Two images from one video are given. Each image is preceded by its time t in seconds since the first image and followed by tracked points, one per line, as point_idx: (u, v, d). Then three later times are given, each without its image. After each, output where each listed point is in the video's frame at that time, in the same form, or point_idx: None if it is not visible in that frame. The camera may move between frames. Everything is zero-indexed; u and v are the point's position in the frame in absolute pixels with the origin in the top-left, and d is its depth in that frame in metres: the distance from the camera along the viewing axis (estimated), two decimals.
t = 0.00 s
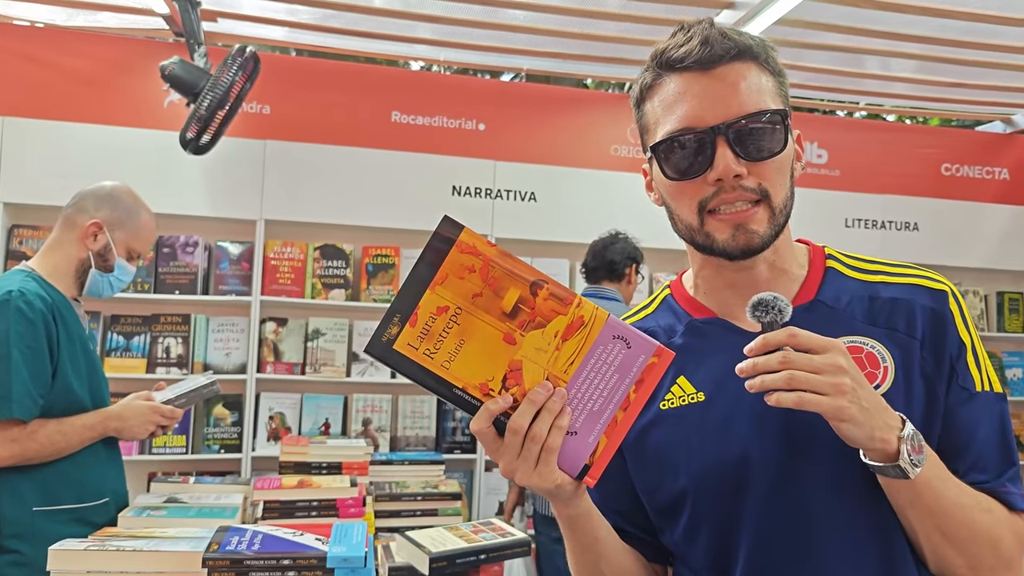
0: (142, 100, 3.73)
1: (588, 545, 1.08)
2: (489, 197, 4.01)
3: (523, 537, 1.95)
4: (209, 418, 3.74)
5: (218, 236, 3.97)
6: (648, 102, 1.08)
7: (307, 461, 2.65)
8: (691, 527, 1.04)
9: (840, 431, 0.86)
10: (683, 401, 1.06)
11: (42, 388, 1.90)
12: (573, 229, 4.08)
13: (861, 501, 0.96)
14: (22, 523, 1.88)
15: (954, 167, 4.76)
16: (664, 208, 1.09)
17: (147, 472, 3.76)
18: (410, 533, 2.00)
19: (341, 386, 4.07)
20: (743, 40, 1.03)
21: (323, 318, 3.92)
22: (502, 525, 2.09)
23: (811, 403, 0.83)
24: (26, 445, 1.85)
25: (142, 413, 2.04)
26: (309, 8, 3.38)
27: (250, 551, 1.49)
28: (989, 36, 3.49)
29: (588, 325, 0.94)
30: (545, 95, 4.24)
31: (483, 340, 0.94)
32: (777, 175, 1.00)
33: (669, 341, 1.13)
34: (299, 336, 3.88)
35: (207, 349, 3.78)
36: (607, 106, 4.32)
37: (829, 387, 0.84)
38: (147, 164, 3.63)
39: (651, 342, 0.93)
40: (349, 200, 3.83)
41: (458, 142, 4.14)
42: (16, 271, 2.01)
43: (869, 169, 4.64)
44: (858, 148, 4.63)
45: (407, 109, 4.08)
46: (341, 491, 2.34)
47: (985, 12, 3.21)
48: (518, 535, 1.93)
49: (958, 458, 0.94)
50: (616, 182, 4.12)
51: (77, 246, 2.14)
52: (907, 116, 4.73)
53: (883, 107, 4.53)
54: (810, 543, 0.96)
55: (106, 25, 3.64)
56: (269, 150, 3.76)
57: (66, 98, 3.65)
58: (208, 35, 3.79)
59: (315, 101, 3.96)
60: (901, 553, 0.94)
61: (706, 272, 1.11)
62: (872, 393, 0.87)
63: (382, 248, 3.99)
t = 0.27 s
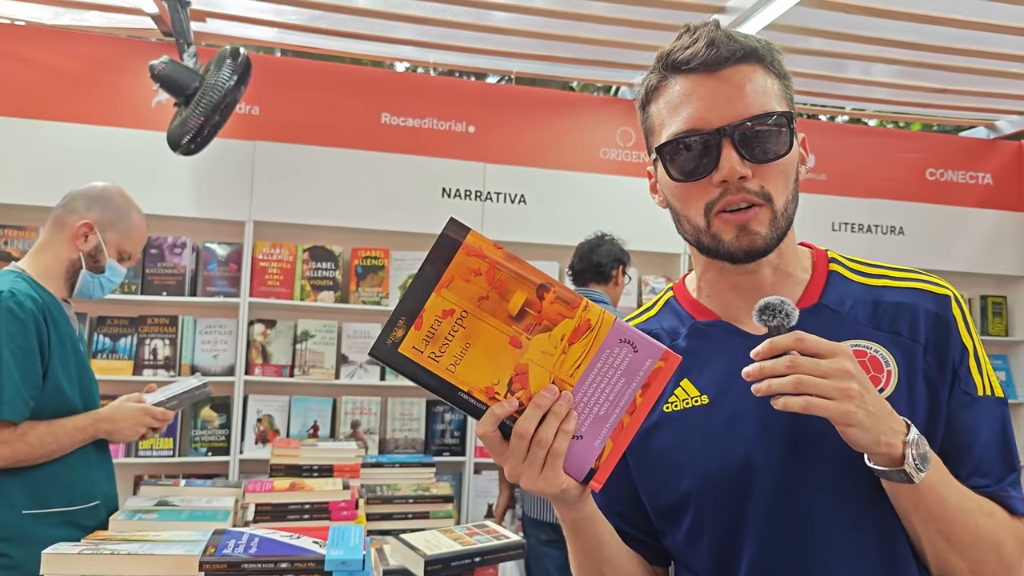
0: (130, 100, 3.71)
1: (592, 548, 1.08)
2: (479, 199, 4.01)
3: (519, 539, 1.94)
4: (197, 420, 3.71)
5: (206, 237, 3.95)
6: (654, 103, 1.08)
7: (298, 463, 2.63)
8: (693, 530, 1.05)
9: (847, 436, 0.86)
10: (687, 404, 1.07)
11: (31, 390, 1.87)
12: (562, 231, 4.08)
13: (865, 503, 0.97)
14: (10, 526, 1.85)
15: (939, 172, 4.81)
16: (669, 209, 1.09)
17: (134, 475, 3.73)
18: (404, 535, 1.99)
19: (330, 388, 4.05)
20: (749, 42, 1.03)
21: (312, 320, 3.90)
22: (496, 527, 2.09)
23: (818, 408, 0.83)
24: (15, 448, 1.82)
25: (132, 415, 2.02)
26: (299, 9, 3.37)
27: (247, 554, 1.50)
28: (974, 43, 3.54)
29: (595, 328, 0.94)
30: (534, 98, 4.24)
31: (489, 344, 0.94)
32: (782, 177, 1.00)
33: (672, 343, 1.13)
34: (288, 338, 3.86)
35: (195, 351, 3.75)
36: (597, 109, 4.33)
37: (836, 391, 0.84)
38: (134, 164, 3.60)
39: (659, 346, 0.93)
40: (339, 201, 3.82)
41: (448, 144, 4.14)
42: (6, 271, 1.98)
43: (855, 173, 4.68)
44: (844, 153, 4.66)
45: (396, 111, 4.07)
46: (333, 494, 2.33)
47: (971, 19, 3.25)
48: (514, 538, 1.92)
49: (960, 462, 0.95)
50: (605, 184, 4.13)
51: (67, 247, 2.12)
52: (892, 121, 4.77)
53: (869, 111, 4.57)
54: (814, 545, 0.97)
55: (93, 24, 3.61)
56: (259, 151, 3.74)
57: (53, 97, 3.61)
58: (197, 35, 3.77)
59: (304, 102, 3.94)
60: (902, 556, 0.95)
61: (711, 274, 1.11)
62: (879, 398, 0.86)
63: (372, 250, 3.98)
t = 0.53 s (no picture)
0: (112, 96, 3.68)
1: (589, 546, 1.09)
2: (464, 197, 4.00)
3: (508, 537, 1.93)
4: (179, 419, 3.68)
5: (189, 235, 3.92)
6: (656, 102, 1.10)
7: (284, 461, 2.63)
8: (691, 528, 1.06)
9: (846, 434, 0.87)
10: (684, 400, 1.08)
11: (17, 387, 1.86)
12: (547, 230, 4.09)
13: (860, 499, 0.99)
14: None
15: (917, 173, 4.88)
16: (669, 209, 1.11)
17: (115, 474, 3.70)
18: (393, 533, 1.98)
19: (314, 386, 4.04)
20: (752, 41, 1.05)
21: (296, 318, 3.89)
22: (485, 524, 2.08)
23: (818, 406, 0.85)
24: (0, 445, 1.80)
25: (119, 412, 2.00)
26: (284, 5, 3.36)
27: (241, 551, 1.54)
28: (953, 46, 3.59)
29: (592, 329, 0.95)
30: (519, 97, 4.25)
31: (487, 343, 0.95)
32: (782, 178, 1.02)
33: (671, 339, 1.14)
34: (272, 336, 3.84)
35: (178, 349, 3.72)
36: (581, 108, 4.35)
37: (836, 390, 0.85)
38: (117, 160, 3.56)
39: (656, 347, 0.94)
40: (323, 199, 3.80)
41: (433, 142, 4.14)
42: None
43: (835, 174, 4.73)
44: (825, 154, 4.71)
45: (381, 109, 4.07)
46: (321, 492, 2.33)
47: (952, 22, 3.30)
48: (502, 535, 1.91)
49: (954, 460, 0.98)
50: (590, 183, 4.14)
51: (54, 243, 2.10)
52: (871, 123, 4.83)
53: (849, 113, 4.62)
54: (810, 541, 0.98)
55: (74, 19, 3.57)
56: (242, 148, 3.71)
57: (34, 92, 3.58)
58: (180, 31, 3.75)
59: (288, 99, 3.93)
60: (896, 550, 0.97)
61: (710, 272, 1.13)
62: (877, 397, 0.88)
63: (356, 248, 3.96)
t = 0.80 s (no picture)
0: (59, 69, 3.56)
1: (561, 518, 1.11)
2: (423, 181, 3.98)
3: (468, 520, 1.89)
4: (128, 401, 3.60)
5: (139, 213, 3.83)
6: (645, 86, 1.12)
7: (240, 445, 2.60)
8: (661, 507, 1.08)
9: (814, 424, 0.89)
10: (661, 382, 1.10)
11: None
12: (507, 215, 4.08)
13: (827, 479, 1.02)
14: None
15: (867, 166, 5.00)
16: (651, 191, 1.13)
17: (61, 457, 3.61)
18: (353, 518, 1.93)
19: (268, 369, 3.99)
20: (740, 32, 1.06)
21: (250, 300, 3.83)
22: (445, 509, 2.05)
23: (788, 397, 0.87)
24: None
25: (71, 394, 1.98)
26: None
27: (202, 536, 1.63)
28: (905, 43, 3.68)
29: (591, 298, 0.94)
30: (480, 80, 4.23)
31: (484, 299, 0.95)
32: (761, 168, 1.04)
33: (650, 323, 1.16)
34: (225, 318, 3.78)
35: (127, 330, 3.64)
36: (541, 94, 4.35)
37: (806, 382, 0.88)
38: (64, 135, 3.46)
39: (652, 323, 0.93)
40: (279, 179, 3.74)
41: (392, 124, 4.10)
42: None
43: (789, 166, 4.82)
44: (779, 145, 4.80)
45: (340, 89, 4.02)
46: (279, 476, 2.31)
47: (905, 19, 3.38)
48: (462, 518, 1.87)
49: (921, 450, 1.02)
50: (549, 169, 4.15)
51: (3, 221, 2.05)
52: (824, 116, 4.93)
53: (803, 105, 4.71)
54: (776, 519, 1.01)
55: None
56: (196, 125, 3.63)
57: None
58: (132, 3, 3.64)
59: (244, 77, 3.85)
60: (862, 537, 1.01)
61: (690, 256, 1.14)
62: (847, 390, 0.91)
63: (313, 229, 3.92)
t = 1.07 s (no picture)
0: (49, 60, 3.54)
1: (564, 517, 1.11)
2: (416, 174, 3.97)
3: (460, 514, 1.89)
4: (119, 395, 3.59)
5: (130, 206, 3.81)
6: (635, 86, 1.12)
7: (232, 438, 2.59)
8: (653, 497, 1.09)
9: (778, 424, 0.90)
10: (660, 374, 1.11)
11: None
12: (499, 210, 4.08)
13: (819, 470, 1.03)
14: None
15: (858, 162, 5.02)
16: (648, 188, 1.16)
17: (51, 451, 3.60)
18: (346, 510, 1.92)
19: (260, 363, 3.98)
20: (715, 37, 1.04)
21: (242, 293, 3.82)
22: (436, 502, 2.05)
23: (748, 396, 0.88)
24: None
25: (63, 387, 1.97)
26: None
27: (195, 529, 1.64)
28: (896, 39, 3.70)
29: (608, 300, 0.91)
30: (472, 74, 4.23)
31: (496, 301, 0.91)
32: (734, 176, 1.04)
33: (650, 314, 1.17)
34: (217, 311, 3.77)
35: (118, 323, 3.63)
36: (533, 88, 4.34)
37: (768, 383, 0.88)
38: (54, 127, 3.44)
39: (670, 326, 0.91)
40: (271, 173, 3.73)
41: (384, 118, 4.09)
42: None
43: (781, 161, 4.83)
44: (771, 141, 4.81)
45: (332, 82, 4.00)
46: (271, 469, 2.30)
47: (897, 16, 3.39)
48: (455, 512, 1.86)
49: (912, 448, 1.02)
50: (542, 164, 4.14)
51: None
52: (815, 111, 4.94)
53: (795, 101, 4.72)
54: (769, 509, 1.02)
55: None
56: (188, 118, 3.62)
57: None
58: None
59: (236, 69, 3.83)
60: (849, 531, 1.02)
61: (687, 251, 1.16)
62: (816, 389, 0.91)
63: (305, 223, 3.91)
